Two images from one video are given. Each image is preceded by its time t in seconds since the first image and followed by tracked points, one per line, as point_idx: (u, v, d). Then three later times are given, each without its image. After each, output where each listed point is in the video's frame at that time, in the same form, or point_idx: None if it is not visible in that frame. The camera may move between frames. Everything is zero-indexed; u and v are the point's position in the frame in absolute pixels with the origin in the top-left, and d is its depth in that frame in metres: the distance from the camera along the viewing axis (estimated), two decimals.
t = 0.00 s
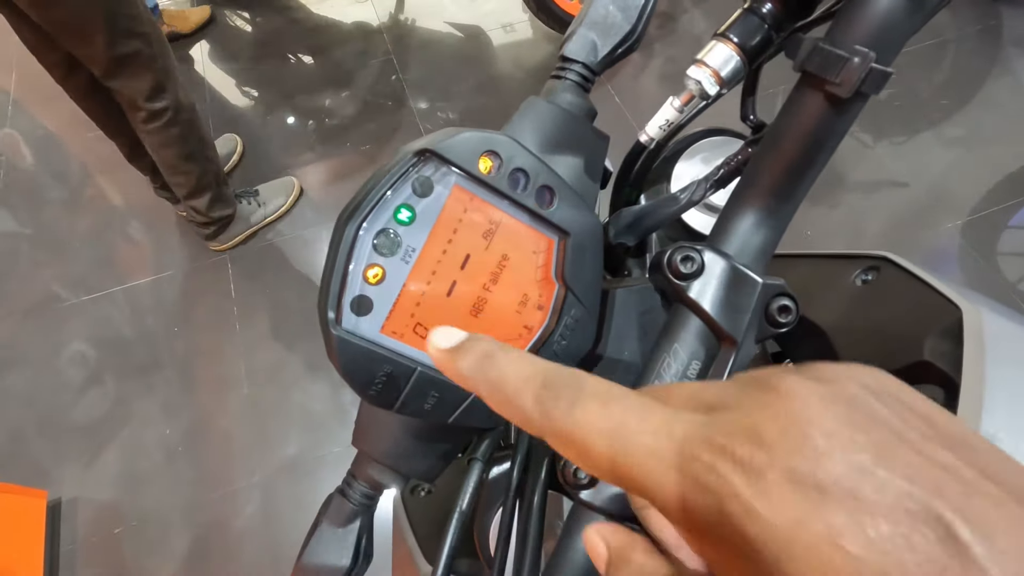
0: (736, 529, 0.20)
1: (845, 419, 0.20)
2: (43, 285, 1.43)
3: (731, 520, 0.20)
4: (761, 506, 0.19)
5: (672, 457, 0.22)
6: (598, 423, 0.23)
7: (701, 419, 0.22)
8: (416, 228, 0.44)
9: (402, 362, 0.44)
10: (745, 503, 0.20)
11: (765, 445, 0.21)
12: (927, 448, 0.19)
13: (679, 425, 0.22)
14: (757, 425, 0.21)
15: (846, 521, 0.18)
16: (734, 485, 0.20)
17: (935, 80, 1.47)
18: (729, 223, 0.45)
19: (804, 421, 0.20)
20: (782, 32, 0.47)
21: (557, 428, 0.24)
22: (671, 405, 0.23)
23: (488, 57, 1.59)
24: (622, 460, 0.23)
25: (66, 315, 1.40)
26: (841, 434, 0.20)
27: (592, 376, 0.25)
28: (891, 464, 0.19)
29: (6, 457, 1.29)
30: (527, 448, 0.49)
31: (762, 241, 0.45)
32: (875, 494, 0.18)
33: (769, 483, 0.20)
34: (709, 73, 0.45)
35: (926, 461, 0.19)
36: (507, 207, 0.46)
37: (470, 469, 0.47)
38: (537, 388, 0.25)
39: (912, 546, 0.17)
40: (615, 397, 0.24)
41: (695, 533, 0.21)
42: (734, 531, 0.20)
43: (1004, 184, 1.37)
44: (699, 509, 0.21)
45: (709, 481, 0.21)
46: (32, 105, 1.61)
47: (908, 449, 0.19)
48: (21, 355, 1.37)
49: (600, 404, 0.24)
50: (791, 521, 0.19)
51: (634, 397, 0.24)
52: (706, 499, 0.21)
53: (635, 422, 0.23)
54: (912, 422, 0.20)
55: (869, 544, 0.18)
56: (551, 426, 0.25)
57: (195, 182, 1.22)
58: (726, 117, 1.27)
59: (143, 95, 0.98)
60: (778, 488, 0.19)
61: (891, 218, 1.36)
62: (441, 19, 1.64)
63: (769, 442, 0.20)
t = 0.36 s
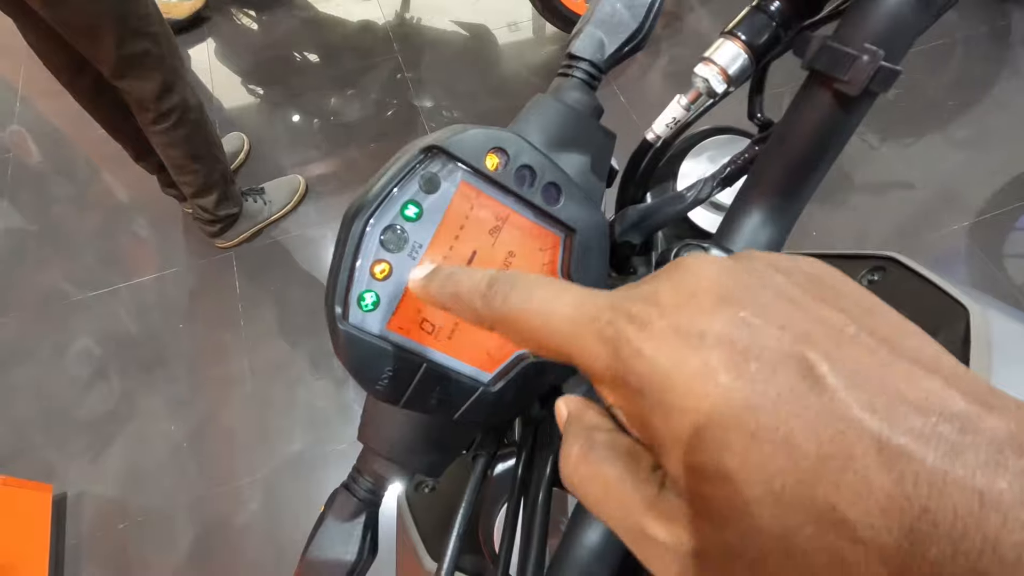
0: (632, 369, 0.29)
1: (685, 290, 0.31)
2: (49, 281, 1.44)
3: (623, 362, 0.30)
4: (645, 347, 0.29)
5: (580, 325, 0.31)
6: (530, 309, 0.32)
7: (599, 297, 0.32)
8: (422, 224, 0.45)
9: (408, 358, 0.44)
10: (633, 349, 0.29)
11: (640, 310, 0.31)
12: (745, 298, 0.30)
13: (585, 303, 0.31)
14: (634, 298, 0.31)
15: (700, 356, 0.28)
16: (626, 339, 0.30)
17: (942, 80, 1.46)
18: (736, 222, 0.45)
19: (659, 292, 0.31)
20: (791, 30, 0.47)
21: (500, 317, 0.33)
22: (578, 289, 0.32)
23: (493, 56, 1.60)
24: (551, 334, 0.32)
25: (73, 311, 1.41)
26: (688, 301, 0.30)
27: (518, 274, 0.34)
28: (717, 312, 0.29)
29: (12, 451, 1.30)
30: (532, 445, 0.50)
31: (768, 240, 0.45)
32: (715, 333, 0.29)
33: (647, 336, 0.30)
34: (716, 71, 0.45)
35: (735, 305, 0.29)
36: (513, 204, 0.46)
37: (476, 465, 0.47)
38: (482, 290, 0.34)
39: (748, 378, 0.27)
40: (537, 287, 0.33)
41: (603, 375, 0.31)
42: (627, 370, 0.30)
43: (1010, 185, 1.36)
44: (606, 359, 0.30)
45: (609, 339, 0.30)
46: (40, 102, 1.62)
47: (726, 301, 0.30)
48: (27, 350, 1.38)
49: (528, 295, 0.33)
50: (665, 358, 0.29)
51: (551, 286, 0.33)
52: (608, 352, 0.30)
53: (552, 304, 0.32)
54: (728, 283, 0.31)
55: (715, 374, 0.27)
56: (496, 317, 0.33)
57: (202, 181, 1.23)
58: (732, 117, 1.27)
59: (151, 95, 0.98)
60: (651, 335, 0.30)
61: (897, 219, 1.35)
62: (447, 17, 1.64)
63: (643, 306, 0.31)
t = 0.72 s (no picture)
0: (678, 275, 0.31)
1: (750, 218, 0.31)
2: (56, 277, 1.44)
3: (670, 268, 0.31)
4: (699, 256, 0.31)
5: (639, 228, 0.33)
6: (592, 205, 0.35)
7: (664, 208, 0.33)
8: (434, 218, 0.45)
9: (420, 351, 0.44)
10: (687, 257, 0.31)
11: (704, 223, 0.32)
12: (799, 236, 0.31)
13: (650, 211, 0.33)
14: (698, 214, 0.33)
15: (744, 273, 0.29)
16: (681, 246, 0.31)
17: (952, 80, 1.45)
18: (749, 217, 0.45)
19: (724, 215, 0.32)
20: (807, 24, 0.47)
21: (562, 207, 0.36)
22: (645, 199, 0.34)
23: (500, 54, 1.59)
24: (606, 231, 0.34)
25: (80, 307, 1.41)
26: (749, 226, 0.31)
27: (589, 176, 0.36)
28: (772, 243, 0.30)
29: (18, 446, 1.30)
30: (541, 441, 0.50)
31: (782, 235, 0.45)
32: (763, 261, 0.30)
33: (701, 246, 0.31)
34: (731, 64, 0.45)
35: (791, 241, 0.30)
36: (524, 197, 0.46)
37: (485, 460, 0.47)
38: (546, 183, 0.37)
39: (788, 311, 0.28)
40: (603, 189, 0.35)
41: (647, 279, 0.33)
42: (670, 277, 0.31)
43: (1020, 186, 1.35)
44: (654, 258, 0.32)
45: (664, 241, 0.32)
46: (47, 98, 1.63)
47: (782, 234, 0.31)
48: (34, 345, 1.38)
49: (594, 192, 0.35)
50: (714, 271, 0.30)
51: (617, 191, 0.35)
52: (662, 257, 0.32)
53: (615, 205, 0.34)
54: (791, 221, 0.31)
55: (760, 296, 0.29)
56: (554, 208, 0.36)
57: (211, 179, 1.23)
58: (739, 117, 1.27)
59: (164, 93, 0.98)
60: (709, 247, 0.31)
61: (906, 220, 1.35)
62: (453, 15, 1.64)
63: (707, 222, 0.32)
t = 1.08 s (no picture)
0: (696, 415, 0.30)
1: (750, 336, 0.30)
2: (63, 274, 1.46)
3: (689, 408, 0.30)
4: (715, 398, 0.30)
5: (648, 361, 0.30)
6: (600, 338, 0.31)
7: (671, 334, 0.30)
8: (435, 217, 0.46)
9: (420, 347, 0.45)
10: (702, 398, 0.30)
11: (711, 355, 0.30)
12: (800, 341, 0.30)
13: (660, 342, 0.30)
14: (705, 337, 0.30)
15: (753, 406, 0.29)
16: (695, 385, 0.30)
17: (954, 81, 1.46)
18: (741, 218, 0.46)
19: (731, 334, 0.30)
20: (797, 31, 0.48)
21: (568, 341, 0.32)
22: (650, 323, 0.31)
23: (503, 54, 1.61)
24: (616, 369, 0.31)
25: (86, 303, 1.43)
26: (750, 343, 0.30)
27: (591, 297, 0.32)
28: (772, 356, 0.29)
29: (25, 439, 1.32)
30: (538, 435, 0.51)
31: (772, 237, 0.46)
32: (769, 390, 0.29)
33: (714, 384, 0.30)
34: (724, 70, 0.45)
35: (787, 347, 0.30)
36: (521, 198, 0.47)
37: (483, 453, 0.48)
38: (551, 307, 0.32)
39: (796, 439, 0.29)
40: (608, 317, 0.31)
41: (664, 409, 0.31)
42: (688, 412, 0.30)
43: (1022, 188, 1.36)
44: (672, 396, 0.30)
45: (676, 380, 0.30)
46: (55, 97, 1.65)
47: (779, 339, 0.30)
48: (42, 341, 1.40)
49: (601, 325, 0.31)
50: (728, 413, 0.29)
51: (622, 316, 0.31)
52: (678, 395, 0.30)
53: (623, 335, 0.31)
54: (787, 329, 0.30)
55: (767, 430, 0.29)
56: (562, 342, 0.32)
57: (218, 177, 1.25)
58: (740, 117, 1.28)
59: (174, 91, 0.99)
60: (722, 385, 0.29)
61: (907, 221, 1.35)
62: (457, 15, 1.65)
63: (715, 350, 0.30)
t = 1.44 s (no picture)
0: (679, 414, 0.30)
1: (737, 340, 0.30)
2: (68, 270, 1.47)
3: (675, 406, 0.30)
4: (699, 397, 0.30)
5: (636, 358, 0.31)
6: (589, 333, 0.31)
7: (660, 333, 0.31)
8: (438, 214, 0.46)
9: (422, 344, 0.45)
10: (686, 397, 0.30)
11: (697, 355, 0.30)
12: (790, 345, 0.29)
13: (646, 341, 0.31)
14: (693, 339, 0.31)
15: (738, 407, 0.29)
16: (681, 385, 0.30)
17: (961, 82, 1.45)
18: (746, 216, 0.46)
19: (718, 336, 0.30)
20: (803, 29, 0.48)
21: (557, 335, 0.32)
22: (638, 321, 0.31)
23: (508, 53, 1.61)
24: (604, 363, 0.31)
25: (90, 299, 1.43)
26: (736, 346, 0.30)
27: (581, 291, 0.32)
28: (759, 360, 0.29)
29: (29, 435, 1.32)
30: (540, 431, 0.51)
31: (777, 235, 0.45)
32: (754, 393, 0.29)
33: (700, 385, 0.30)
34: (729, 67, 0.45)
35: (775, 352, 0.29)
36: (525, 194, 0.47)
37: (485, 450, 0.48)
38: (543, 300, 0.33)
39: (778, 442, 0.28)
40: (598, 313, 0.32)
41: (650, 406, 0.31)
42: (671, 410, 0.30)
43: None
44: (655, 395, 0.31)
45: (662, 380, 0.30)
46: (61, 93, 1.65)
47: (765, 343, 0.29)
48: (46, 336, 1.41)
49: (589, 320, 0.31)
50: (711, 411, 0.29)
51: (610, 313, 0.32)
52: (663, 392, 0.30)
53: (612, 331, 0.31)
54: (776, 334, 0.30)
55: (751, 431, 0.29)
56: (551, 336, 0.32)
57: (223, 174, 1.25)
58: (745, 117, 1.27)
59: (186, 88, 0.99)
60: (705, 384, 0.30)
61: (913, 222, 1.34)
62: (462, 14, 1.65)
63: (702, 351, 0.30)
